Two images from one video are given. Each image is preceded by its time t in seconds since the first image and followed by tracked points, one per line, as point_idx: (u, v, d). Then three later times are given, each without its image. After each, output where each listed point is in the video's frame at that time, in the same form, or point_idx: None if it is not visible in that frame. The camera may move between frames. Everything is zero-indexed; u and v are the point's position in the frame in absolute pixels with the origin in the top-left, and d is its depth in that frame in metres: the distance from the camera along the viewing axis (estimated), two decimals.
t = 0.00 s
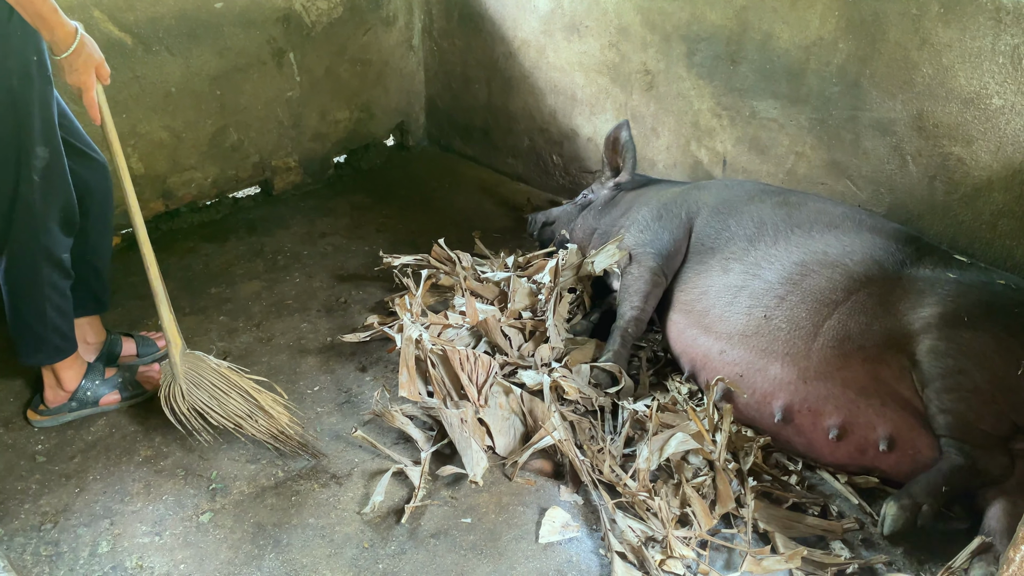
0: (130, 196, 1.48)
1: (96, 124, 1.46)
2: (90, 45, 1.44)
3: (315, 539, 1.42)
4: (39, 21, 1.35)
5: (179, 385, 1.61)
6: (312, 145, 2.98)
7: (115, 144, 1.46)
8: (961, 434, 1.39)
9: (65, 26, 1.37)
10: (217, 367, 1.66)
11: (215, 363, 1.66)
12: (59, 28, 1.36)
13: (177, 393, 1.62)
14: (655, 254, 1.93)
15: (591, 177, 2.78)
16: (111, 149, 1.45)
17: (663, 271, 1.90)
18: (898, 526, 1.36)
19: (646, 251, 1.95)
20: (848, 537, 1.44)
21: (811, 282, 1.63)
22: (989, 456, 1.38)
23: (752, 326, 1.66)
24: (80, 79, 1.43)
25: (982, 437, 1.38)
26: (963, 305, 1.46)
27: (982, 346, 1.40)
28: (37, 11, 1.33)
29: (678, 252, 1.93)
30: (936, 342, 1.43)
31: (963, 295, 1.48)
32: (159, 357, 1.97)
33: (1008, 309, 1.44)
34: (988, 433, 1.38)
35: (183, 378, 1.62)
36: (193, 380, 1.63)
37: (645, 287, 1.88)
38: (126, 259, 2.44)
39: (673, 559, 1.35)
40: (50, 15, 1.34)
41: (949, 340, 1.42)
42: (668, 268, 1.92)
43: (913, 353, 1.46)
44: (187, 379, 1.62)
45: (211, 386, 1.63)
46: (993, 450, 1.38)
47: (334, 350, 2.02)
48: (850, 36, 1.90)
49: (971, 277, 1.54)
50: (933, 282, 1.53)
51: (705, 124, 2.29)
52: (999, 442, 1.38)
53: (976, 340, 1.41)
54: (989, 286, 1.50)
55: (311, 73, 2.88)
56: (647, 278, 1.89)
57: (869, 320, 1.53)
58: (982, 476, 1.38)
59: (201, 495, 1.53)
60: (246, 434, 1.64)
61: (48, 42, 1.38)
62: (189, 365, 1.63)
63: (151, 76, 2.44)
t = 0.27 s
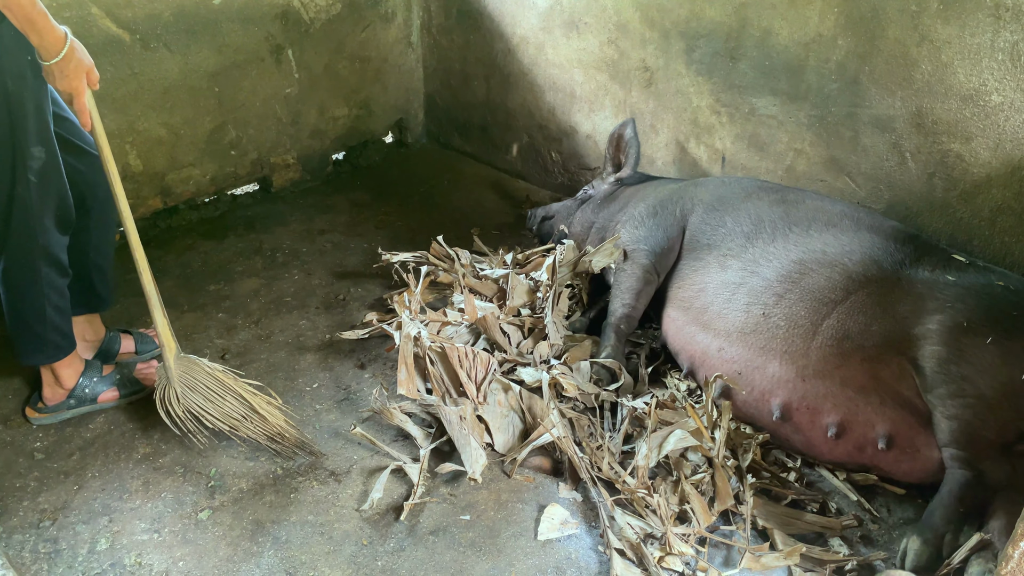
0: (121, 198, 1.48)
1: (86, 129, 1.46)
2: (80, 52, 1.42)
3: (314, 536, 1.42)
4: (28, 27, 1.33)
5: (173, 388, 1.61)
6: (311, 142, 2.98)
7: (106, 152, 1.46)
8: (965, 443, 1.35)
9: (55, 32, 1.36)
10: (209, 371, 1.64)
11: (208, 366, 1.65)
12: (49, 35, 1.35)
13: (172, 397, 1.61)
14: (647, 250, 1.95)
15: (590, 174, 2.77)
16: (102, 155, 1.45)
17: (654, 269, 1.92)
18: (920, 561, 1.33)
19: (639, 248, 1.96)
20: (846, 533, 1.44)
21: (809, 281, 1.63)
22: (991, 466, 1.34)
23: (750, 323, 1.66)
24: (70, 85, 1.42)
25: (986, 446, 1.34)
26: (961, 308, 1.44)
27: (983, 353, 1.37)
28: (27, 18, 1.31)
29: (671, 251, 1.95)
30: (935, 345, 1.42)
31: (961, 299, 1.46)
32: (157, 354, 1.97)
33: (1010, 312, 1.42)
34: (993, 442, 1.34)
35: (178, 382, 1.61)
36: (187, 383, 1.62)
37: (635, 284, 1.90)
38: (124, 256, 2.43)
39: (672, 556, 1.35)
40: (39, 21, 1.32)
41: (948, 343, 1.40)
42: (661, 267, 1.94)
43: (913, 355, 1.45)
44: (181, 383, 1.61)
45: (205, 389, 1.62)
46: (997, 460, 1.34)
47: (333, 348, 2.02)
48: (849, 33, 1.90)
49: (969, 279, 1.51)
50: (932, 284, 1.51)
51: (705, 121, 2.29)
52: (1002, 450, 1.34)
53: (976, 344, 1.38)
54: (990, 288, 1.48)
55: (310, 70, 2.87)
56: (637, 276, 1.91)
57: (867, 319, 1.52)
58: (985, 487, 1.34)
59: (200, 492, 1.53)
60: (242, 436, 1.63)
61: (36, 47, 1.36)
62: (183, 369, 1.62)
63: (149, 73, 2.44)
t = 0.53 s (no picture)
0: (122, 198, 1.49)
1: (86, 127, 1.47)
2: (79, 52, 1.42)
3: (314, 535, 1.42)
4: (29, 28, 1.33)
5: (178, 383, 1.62)
6: (310, 141, 2.97)
7: (107, 153, 1.48)
8: (968, 444, 1.34)
9: (56, 32, 1.36)
10: (211, 368, 1.62)
11: (210, 363, 1.63)
12: (51, 35, 1.35)
13: (177, 390, 1.63)
14: (644, 253, 1.96)
15: (590, 173, 2.77)
16: (104, 156, 1.46)
17: (646, 272, 1.95)
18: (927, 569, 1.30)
19: (636, 249, 1.98)
20: (846, 532, 1.44)
21: (808, 279, 1.63)
22: (994, 467, 1.34)
23: (749, 322, 1.66)
24: (71, 84, 1.42)
25: (990, 447, 1.34)
26: (961, 308, 1.44)
27: (986, 354, 1.37)
28: (29, 19, 1.31)
29: (667, 253, 1.96)
30: (937, 344, 1.42)
31: (961, 299, 1.46)
32: (156, 353, 1.97)
33: (1010, 312, 1.42)
34: (997, 442, 1.34)
35: (182, 378, 1.61)
36: (191, 378, 1.62)
37: (627, 285, 1.93)
38: (123, 255, 2.43)
39: (672, 554, 1.35)
40: (41, 21, 1.32)
41: (949, 343, 1.40)
42: (654, 268, 1.96)
43: (914, 355, 1.45)
44: (186, 378, 1.62)
45: (206, 387, 1.62)
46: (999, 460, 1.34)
47: (333, 346, 2.02)
48: (849, 31, 1.90)
49: (969, 279, 1.51)
50: (931, 283, 1.51)
51: (704, 119, 2.29)
52: (1005, 451, 1.34)
53: (978, 345, 1.38)
54: (989, 287, 1.48)
55: (309, 68, 2.87)
56: (629, 278, 1.93)
57: (867, 318, 1.52)
58: (989, 488, 1.33)
59: (199, 491, 1.53)
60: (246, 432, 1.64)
61: (36, 48, 1.36)
62: (187, 365, 1.62)
63: (148, 72, 2.43)
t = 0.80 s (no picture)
0: (122, 198, 1.49)
1: (85, 127, 1.47)
2: (78, 51, 1.42)
3: (313, 534, 1.42)
4: (29, 28, 1.32)
5: (180, 380, 1.63)
6: (309, 140, 2.97)
7: (107, 153, 1.48)
8: (969, 444, 1.34)
9: (55, 32, 1.36)
10: (211, 367, 1.62)
11: (209, 361, 1.63)
12: (51, 35, 1.35)
13: (179, 386, 1.64)
14: (642, 252, 1.96)
15: (589, 172, 2.77)
16: (103, 155, 1.46)
17: (644, 271, 1.95)
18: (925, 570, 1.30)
19: (634, 249, 1.98)
20: (845, 531, 1.44)
21: (809, 281, 1.63)
22: (994, 468, 1.34)
23: (750, 323, 1.66)
24: (71, 84, 1.42)
25: (990, 447, 1.34)
26: (962, 309, 1.44)
27: (986, 355, 1.37)
28: (28, 19, 1.31)
29: (665, 252, 1.97)
30: (937, 345, 1.42)
31: (962, 300, 1.46)
32: (156, 352, 1.97)
33: (1010, 313, 1.42)
34: (997, 442, 1.34)
35: (183, 376, 1.63)
36: (192, 375, 1.63)
37: (626, 284, 1.93)
38: (122, 254, 2.43)
39: (671, 553, 1.35)
40: (40, 21, 1.32)
41: (950, 344, 1.40)
42: (651, 267, 1.96)
43: (915, 356, 1.45)
44: (187, 376, 1.63)
45: (206, 386, 1.62)
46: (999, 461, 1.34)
47: (332, 346, 2.02)
48: (848, 31, 1.90)
49: (969, 280, 1.51)
50: (932, 285, 1.51)
51: (704, 119, 2.29)
52: (1005, 451, 1.34)
53: (978, 346, 1.38)
54: (990, 288, 1.48)
55: (308, 68, 2.87)
56: (627, 277, 1.93)
57: (868, 319, 1.52)
58: (989, 488, 1.33)
59: (198, 491, 1.53)
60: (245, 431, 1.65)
61: (35, 48, 1.36)
62: (188, 362, 1.63)
63: (147, 71, 2.43)
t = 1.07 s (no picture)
0: (123, 199, 1.49)
1: (85, 126, 1.47)
2: (79, 52, 1.42)
3: (314, 534, 1.42)
4: (30, 28, 1.32)
5: (179, 379, 1.64)
6: (309, 140, 2.97)
7: (108, 153, 1.48)
8: (968, 443, 1.34)
9: (56, 32, 1.36)
10: (211, 365, 1.63)
11: (210, 361, 1.64)
12: (52, 35, 1.35)
13: (178, 386, 1.65)
14: (642, 252, 1.96)
15: (589, 172, 2.77)
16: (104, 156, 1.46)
17: (644, 270, 1.95)
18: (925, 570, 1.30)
19: (633, 248, 1.98)
20: (845, 531, 1.44)
21: (806, 278, 1.63)
22: (993, 466, 1.34)
23: (748, 320, 1.66)
24: (72, 84, 1.42)
25: (989, 446, 1.34)
26: (959, 308, 1.44)
27: (985, 353, 1.37)
28: (30, 18, 1.31)
29: (664, 252, 1.97)
30: (935, 344, 1.42)
31: (959, 298, 1.46)
32: (156, 352, 1.97)
33: (1008, 312, 1.42)
34: (996, 441, 1.34)
35: (183, 375, 1.63)
36: (192, 375, 1.63)
37: (625, 283, 1.92)
38: (122, 254, 2.43)
39: (671, 553, 1.35)
40: (41, 21, 1.32)
41: (949, 342, 1.40)
42: (651, 267, 1.96)
43: (913, 354, 1.45)
44: (187, 375, 1.63)
45: (206, 385, 1.63)
46: (998, 460, 1.34)
47: (332, 346, 2.02)
48: (848, 31, 1.90)
49: (967, 278, 1.51)
50: (930, 283, 1.51)
51: (703, 119, 2.29)
52: (1004, 451, 1.34)
53: (977, 344, 1.39)
54: (988, 286, 1.48)
55: (308, 68, 2.87)
56: (626, 277, 1.93)
57: (866, 317, 1.52)
58: (987, 487, 1.33)
59: (198, 491, 1.53)
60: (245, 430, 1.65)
61: (36, 48, 1.36)
62: (188, 362, 1.63)
63: (147, 71, 2.43)
